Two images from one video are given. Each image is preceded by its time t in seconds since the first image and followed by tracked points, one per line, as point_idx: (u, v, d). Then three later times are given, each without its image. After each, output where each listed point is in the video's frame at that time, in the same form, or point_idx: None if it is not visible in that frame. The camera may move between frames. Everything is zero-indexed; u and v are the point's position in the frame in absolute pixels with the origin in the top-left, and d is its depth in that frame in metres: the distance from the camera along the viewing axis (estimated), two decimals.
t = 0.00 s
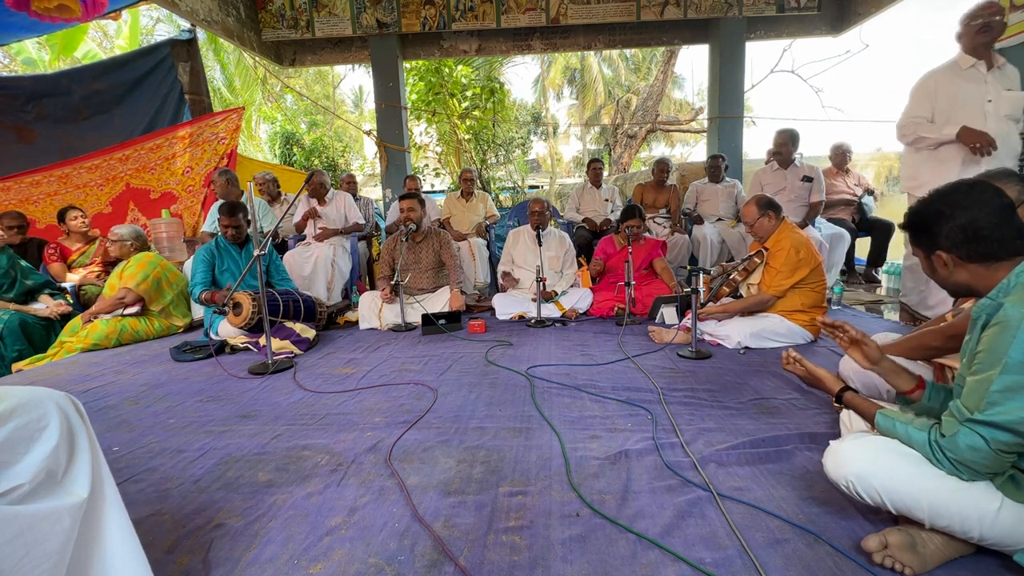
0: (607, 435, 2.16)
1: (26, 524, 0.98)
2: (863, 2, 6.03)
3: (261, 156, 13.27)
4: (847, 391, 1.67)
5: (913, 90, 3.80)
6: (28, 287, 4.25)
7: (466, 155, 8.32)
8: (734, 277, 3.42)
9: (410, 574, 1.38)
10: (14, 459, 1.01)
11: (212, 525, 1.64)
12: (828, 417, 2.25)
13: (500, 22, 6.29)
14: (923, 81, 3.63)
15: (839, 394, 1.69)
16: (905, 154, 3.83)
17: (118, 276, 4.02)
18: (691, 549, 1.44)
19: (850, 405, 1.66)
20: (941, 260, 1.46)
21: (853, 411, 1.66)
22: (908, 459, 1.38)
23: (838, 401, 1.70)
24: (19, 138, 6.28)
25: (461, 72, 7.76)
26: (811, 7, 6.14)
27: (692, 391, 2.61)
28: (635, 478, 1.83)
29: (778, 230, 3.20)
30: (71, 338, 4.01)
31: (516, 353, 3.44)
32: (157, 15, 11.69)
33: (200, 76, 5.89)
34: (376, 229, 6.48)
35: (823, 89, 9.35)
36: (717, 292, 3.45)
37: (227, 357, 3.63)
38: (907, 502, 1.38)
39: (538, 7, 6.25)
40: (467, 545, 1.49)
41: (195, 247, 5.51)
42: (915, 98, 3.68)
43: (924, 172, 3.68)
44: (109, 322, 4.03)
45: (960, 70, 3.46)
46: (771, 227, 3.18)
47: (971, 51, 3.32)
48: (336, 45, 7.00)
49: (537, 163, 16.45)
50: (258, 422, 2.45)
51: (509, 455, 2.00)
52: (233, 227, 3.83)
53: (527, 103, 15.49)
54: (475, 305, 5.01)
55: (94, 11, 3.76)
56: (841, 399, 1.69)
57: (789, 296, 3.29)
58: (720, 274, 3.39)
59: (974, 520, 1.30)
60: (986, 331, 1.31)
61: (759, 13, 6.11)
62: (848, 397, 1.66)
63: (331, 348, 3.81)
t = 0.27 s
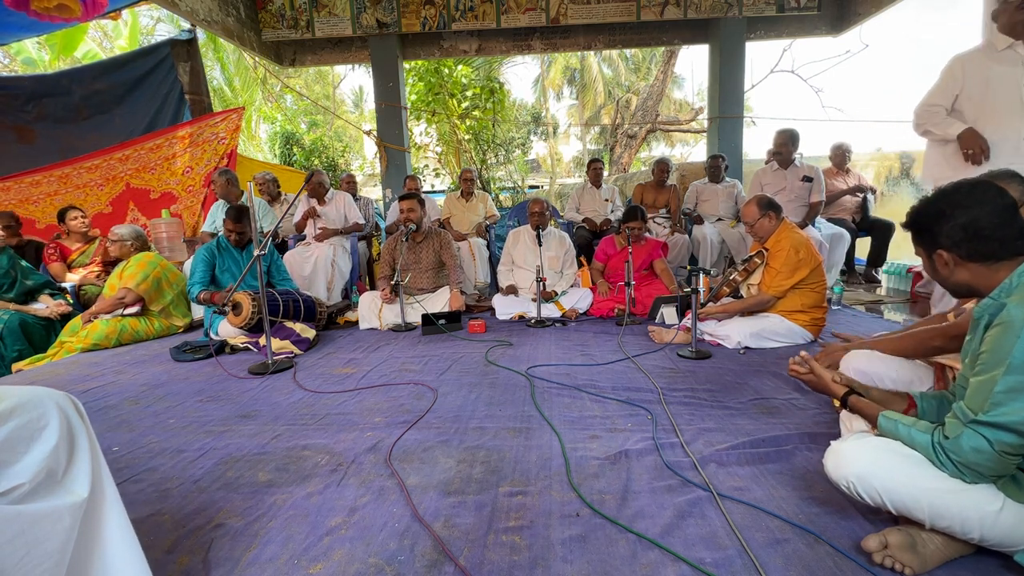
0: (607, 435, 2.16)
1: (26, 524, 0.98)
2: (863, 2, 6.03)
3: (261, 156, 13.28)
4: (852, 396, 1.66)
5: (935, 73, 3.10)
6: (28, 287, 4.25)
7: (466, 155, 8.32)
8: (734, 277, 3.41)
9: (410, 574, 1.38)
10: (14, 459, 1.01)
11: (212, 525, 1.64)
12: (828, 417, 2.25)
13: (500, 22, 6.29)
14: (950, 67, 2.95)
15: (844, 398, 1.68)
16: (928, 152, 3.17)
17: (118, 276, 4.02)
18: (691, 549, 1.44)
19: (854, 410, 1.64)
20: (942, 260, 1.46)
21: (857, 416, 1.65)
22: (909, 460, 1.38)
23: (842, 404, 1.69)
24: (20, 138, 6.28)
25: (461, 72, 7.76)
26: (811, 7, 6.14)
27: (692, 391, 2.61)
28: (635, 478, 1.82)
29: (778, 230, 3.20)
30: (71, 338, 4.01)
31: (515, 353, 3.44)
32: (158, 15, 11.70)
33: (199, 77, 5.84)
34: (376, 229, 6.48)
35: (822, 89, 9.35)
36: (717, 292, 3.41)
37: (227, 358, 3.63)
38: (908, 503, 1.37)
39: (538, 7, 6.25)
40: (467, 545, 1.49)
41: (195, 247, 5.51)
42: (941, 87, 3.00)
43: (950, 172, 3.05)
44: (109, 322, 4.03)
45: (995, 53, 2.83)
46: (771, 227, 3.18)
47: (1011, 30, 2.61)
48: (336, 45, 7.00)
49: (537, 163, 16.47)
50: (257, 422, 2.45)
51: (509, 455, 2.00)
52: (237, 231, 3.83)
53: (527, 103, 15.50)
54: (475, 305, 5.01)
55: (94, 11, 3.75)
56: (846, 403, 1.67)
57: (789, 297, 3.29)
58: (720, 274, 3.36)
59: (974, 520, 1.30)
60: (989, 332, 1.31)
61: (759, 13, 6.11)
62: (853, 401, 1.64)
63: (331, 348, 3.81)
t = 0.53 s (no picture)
0: (607, 435, 2.16)
1: (25, 523, 0.98)
2: (863, 2, 6.03)
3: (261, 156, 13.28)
4: (848, 396, 1.67)
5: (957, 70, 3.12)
6: (28, 287, 4.25)
7: (466, 155, 8.32)
8: (734, 277, 3.40)
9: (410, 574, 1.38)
10: (13, 457, 1.01)
11: (212, 525, 1.64)
12: (828, 417, 2.25)
13: (500, 22, 6.29)
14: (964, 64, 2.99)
15: (840, 398, 1.69)
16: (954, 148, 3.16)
17: (118, 277, 4.02)
18: (691, 549, 1.44)
19: (850, 410, 1.66)
20: (940, 260, 1.46)
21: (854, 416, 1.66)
22: (909, 459, 1.38)
23: (838, 405, 1.70)
24: (20, 138, 6.28)
25: (461, 72, 7.76)
26: (811, 7, 6.14)
27: (692, 391, 2.61)
28: (635, 477, 1.82)
29: (778, 230, 3.20)
30: (71, 338, 4.01)
31: (515, 353, 3.44)
32: (158, 15, 11.70)
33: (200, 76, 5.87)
34: (376, 229, 6.48)
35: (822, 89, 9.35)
36: (717, 291, 3.43)
37: (227, 357, 3.63)
38: (908, 502, 1.37)
39: (538, 7, 6.25)
40: (467, 545, 1.49)
41: (195, 247, 5.51)
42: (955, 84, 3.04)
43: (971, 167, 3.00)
44: (109, 322, 4.03)
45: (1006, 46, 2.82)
46: (771, 226, 3.18)
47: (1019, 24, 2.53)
48: (336, 46, 6.99)
49: (537, 163, 16.49)
50: (258, 422, 2.45)
51: (509, 455, 2.00)
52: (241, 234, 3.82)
53: (527, 103, 15.50)
54: (475, 305, 5.01)
55: (94, 11, 3.76)
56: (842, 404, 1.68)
57: (789, 296, 3.29)
58: (720, 274, 3.37)
59: (974, 520, 1.30)
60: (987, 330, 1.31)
61: (759, 13, 6.11)
62: (849, 402, 1.66)
63: (331, 348, 3.81)
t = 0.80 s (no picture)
0: (607, 435, 2.16)
1: (25, 523, 0.98)
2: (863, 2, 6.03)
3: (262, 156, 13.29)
4: (847, 396, 1.68)
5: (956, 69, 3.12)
6: (28, 287, 4.25)
7: (466, 155, 8.33)
8: (734, 277, 3.40)
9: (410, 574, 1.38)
10: (14, 457, 1.01)
11: (212, 525, 1.64)
12: (828, 417, 2.25)
13: (500, 22, 6.29)
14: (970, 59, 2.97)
15: (838, 398, 1.69)
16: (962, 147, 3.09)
17: (118, 277, 4.02)
18: (691, 549, 1.44)
19: (848, 409, 1.67)
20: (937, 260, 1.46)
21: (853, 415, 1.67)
22: (908, 459, 1.39)
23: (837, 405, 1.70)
24: (20, 138, 6.29)
25: (461, 72, 7.76)
26: (811, 7, 6.14)
27: (692, 391, 2.61)
28: (635, 477, 1.83)
29: (779, 230, 3.20)
30: (71, 338, 4.01)
31: (515, 353, 3.44)
32: (158, 15, 11.70)
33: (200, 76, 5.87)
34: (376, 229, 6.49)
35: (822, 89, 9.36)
36: (718, 292, 3.42)
37: (227, 357, 3.63)
38: (907, 502, 1.37)
39: (538, 7, 6.25)
40: (467, 545, 1.49)
41: (195, 247, 5.51)
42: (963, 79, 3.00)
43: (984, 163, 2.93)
44: (109, 322, 4.03)
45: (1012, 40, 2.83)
46: (772, 227, 3.18)
47: None
48: (336, 45, 6.99)
49: (537, 163, 16.48)
50: (258, 422, 2.45)
51: (509, 455, 2.00)
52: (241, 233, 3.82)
53: (527, 103, 15.50)
54: (475, 305, 5.01)
55: (94, 11, 3.77)
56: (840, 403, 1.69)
57: (789, 297, 3.29)
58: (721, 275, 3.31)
59: (973, 519, 1.30)
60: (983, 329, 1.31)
61: (759, 13, 6.11)
62: (848, 402, 1.67)
63: (331, 348, 3.81)
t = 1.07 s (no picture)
0: (607, 435, 2.16)
1: (25, 523, 0.98)
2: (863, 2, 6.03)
3: (262, 156, 13.29)
4: (852, 395, 1.65)
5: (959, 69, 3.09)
6: (28, 287, 4.25)
7: (466, 155, 8.33)
8: (734, 277, 3.39)
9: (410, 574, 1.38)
10: (14, 457, 1.01)
11: (212, 525, 1.64)
12: (828, 417, 2.25)
13: (500, 22, 6.30)
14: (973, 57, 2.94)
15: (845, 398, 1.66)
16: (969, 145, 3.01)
17: (118, 276, 4.03)
18: (691, 549, 1.44)
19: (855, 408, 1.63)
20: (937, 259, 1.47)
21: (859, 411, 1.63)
22: (907, 459, 1.38)
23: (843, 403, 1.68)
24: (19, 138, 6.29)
25: (461, 72, 7.76)
26: (811, 7, 6.14)
27: (692, 391, 2.61)
28: (635, 477, 1.83)
29: (779, 231, 3.20)
30: (71, 338, 4.01)
31: (515, 353, 3.44)
32: (158, 15, 11.71)
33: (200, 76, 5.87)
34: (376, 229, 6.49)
35: (822, 89, 9.36)
36: (718, 292, 3.41)
37: (227, 358, 3.63)
38: (908, 502, 1.37)
39: (538, 7, 6.25)
40: (467, 545, 1.49)
41: (195, 247, 5.51)
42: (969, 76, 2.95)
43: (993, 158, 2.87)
44: (109, 322, 4.03)
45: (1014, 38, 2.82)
46: (773, 228, 3.18)
47: None
48: (336, 45, 6.99)
49: (537, 163, 16.48)
50: (258, 422, 2.45)
51: (509, 455, 2.00)
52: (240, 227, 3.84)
53: (527, 103, 15.51)
54: (475, 305, 5.01)
55: (94, 11, 3.78)
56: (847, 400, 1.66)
57: (789, 297, 3.29)
58: (721, 275, 3.35)
59: (973, 519, 1.30)
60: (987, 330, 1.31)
61: (758, 13, 6.11)
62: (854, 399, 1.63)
63: (331, 348, 3.81)
